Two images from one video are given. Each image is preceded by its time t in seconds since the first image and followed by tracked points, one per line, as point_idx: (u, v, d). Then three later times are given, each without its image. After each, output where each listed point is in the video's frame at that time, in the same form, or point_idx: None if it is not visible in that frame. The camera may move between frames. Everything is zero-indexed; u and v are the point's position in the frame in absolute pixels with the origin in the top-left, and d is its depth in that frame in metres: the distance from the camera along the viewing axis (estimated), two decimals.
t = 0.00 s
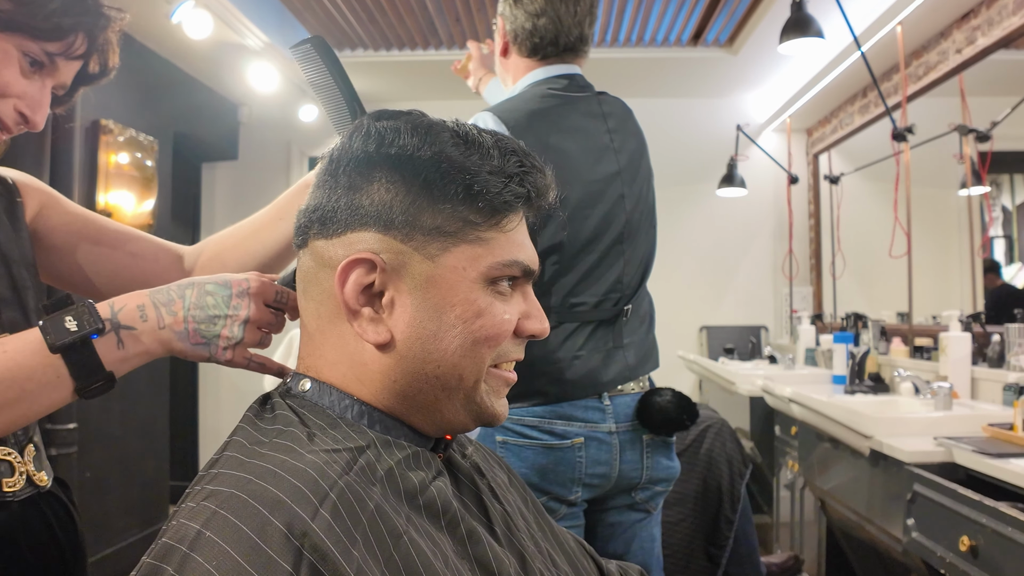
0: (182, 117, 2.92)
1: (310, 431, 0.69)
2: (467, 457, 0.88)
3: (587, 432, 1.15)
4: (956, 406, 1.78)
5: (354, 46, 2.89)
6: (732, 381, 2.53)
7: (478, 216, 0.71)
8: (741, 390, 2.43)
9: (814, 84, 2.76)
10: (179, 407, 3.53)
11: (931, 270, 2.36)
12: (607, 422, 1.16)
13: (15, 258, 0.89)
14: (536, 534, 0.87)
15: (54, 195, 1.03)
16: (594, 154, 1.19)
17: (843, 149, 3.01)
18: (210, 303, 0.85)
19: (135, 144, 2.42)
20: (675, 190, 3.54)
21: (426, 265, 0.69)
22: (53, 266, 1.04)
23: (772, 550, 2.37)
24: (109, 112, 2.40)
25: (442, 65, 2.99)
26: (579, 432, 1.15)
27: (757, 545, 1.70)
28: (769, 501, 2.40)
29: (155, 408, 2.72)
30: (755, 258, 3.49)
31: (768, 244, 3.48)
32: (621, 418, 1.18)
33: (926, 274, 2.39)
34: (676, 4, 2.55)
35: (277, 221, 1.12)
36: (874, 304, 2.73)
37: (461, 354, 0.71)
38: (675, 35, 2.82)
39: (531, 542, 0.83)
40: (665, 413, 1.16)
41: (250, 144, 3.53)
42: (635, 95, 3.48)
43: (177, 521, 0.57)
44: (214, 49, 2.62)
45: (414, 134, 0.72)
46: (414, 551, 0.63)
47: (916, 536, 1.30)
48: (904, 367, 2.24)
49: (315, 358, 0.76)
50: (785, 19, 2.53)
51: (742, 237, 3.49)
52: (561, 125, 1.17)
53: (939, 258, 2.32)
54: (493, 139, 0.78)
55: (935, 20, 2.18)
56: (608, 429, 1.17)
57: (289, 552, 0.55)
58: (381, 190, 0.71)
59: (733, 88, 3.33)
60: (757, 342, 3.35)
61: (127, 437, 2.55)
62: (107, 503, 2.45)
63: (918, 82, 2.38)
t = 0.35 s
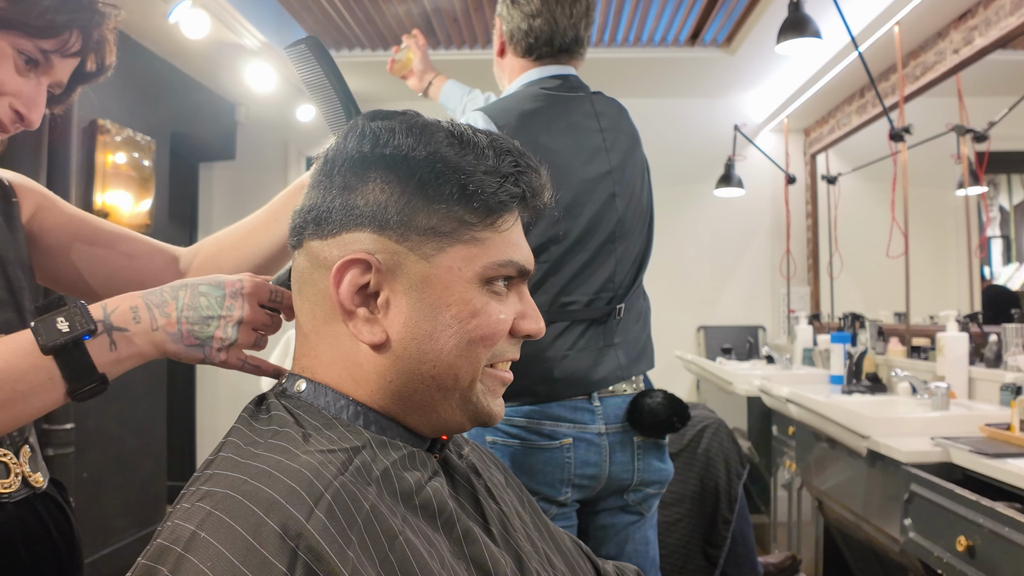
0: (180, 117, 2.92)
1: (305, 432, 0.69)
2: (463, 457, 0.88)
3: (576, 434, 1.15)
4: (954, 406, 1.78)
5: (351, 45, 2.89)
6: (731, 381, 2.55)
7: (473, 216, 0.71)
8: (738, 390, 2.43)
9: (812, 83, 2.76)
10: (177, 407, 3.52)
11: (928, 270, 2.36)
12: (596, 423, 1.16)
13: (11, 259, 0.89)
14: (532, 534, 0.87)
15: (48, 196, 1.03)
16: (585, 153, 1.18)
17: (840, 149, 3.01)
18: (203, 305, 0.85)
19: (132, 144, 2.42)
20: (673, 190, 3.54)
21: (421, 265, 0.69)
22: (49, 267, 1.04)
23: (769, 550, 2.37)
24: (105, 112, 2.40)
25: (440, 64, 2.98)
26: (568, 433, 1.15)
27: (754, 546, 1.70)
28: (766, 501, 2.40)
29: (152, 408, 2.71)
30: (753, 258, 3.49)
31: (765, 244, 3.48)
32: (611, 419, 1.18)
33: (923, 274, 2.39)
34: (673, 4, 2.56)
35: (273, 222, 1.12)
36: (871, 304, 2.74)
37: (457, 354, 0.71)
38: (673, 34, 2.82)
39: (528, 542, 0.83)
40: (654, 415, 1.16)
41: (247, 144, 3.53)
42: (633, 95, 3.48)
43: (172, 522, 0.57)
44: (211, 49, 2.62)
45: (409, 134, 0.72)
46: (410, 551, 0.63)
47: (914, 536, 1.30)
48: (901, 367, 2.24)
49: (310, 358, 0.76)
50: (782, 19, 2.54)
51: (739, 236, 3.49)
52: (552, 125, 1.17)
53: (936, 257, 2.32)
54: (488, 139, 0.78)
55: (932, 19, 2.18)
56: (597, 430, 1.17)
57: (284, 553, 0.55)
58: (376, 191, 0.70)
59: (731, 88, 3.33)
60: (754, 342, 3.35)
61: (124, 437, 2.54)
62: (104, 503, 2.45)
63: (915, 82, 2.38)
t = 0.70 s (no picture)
0: (179, 117, 2.92)
1: (306, 432, 0.69)
2: (464, 456, 0.88)
3: (558, 437, 1.15)
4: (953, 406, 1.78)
5: (349, 45, 2.88)
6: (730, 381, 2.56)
7: (474, 216, 0.71)
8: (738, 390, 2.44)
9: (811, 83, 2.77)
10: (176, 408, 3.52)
11: (927, 270, 2.36)
12: (580, 427, 1.16)
13: (11, 260, 0.89)
14: (534, 534, 0.87)
15: (48, 196, 1.03)
16: (573, 157, 1.18)
17: (839, 149, 3.01)
18: (205, 304, 0.85)
19: (130, 144, 2.42)
20: (672, 190, 3.54)
21: (423, 266, 0.69)
22: (49, 266, 1.04)
23: (768, 550, 2.37)
24: (104, 113, 2.40)
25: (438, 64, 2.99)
26: (550, 436, 1.15)
27: (753, 546, 1.71)
28: (766, 501, 2.40)
29: (151, 408, 2.71)
30: (751, 258, 3.49)
31: (763, 244, 3.49)
32: (597, 425, 1.17)
33: (921, 274, 2.39)
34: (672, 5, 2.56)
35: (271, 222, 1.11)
36: (870, 304, 2.74)
37: (458, 355, 0.71)
38: (672, 35, 2.83)
39: (529, 541, 0.83)
40: (637, 422, 1.15)
41: (246, 144, 3.53)
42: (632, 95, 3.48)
43: (174, 522, 0.57)
44: (210, 49, 2.62)
45: (410, 134, 0.72)
46: (412, 551, 0.63)
47: (913, 536, 1.30)
48: (900, 367, 2.24)
49: (310, 359, 0.76)
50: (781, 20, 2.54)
51: (738, 236, 3.50)
52: (543, 127, 1.17)
53: (934, 257, 2.32)
54: (489, 139, 0.78)
55: (931, 20, 2.19)
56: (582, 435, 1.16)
57: (286, 553, 0.55)
58: (377, 191, 0.71)
59: (729, 89, 3.33)
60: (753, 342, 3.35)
61: (123, 437, 2.54)
62: (103, 503, 2.44)
63: (914, 82, 2.39)
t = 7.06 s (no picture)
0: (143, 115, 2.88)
1: (255, 436, 0.68)
2: (419, 461, 0.88)
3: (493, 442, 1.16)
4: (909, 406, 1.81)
5: (315, 44, 2.87)
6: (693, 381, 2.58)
7: (436, 226, 0.71)
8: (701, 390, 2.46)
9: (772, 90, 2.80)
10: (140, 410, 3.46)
11: (886, 271, 2.40)
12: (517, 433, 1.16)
13: None
14: (488, 537, 0.87)
15: None
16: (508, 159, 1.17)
17: (802, 151, 3.05)
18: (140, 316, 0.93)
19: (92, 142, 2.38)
20: (642, 191, 3.55)
21: (380, 274, 0.69)
22: None
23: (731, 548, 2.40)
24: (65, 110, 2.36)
25: (406, 63, 2.99)
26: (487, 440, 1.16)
27: (716, 545, 1.74)
28: (730, 500, 2.43)
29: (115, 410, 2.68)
30: (716, 257, 3.53)
31: (728, 245, 3.53)
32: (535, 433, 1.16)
33: (880, 275, 2.43)
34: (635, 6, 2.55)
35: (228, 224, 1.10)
36: (831, 305, 2.78)
37: (412, 367, 0.71)
38: (637, 36, 2.82)
39: (482, 545, 0.84)
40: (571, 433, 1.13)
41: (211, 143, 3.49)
42: (604, 95, 3.48)
43: (115, 526, 0.56)
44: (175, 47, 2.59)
45: (376, 136, 0.72)
46: (359, 558, 0.63)
47: (872, 534, 1.32)
48: (861, 367, 2.28)
49: (262, 362, 0.76)
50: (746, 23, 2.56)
51: (703, 235, 3.54)
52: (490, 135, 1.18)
53: (896, 257, 2.35)
54: (458, 147, 0.77)
55: (894, 24, 2.22)
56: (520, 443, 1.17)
57: (228, 560, 0.54)
58: (338, 193, 0.70)
59: (696, 91, 3.37)
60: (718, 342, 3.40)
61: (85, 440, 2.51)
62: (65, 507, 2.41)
63: (876, 86, 2.43)
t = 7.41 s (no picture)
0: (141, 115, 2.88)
1: (252, 437, 0.68)
2: (417, 462, 0.88)
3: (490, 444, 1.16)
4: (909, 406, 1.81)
5: (315, 44, 2.87)
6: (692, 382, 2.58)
7: (432, 226, 0.71)
8: (701, 391, 2.46)
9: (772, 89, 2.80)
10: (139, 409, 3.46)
11: (886, 271, 2.40)
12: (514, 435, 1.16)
13: None
14: (486, 539, 0.87)
15: None
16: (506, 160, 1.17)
17: (802, 151, 3.05)
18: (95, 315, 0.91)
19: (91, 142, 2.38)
20: (642, 191, 3.55)
21: (376, 274, 0.69)
22: None
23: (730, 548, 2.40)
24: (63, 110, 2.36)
25: (405, 63, 2.99)
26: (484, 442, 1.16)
27: (715, 545, 1.74)
28: (728, 500, 2.43)
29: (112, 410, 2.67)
30: (715, 258, 3.54)
31: (728, 245, 3.53)
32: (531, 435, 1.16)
33: (880, 275, 2.43)
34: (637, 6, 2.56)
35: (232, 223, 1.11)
36: (831, 305, 2.78)
37: (409, 366, 0.71)
38: (637, 35, 2.82)
39: (481, 547, 0.83)
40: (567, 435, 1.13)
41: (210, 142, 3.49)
42: (601, 95, 3.47)
43: (112, 526, 0.56)
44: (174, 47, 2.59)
45: (371, 137, 0.72)
46: (355, 559, 0.63)
47: (872, 535, 1.33)
48: (860, 367, 2.28)
49: (259, 363, 0.76)
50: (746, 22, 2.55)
51: (703, 235, 3.54)
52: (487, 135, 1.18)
53: (895, 258, 2.36)
54: (454, 146, 0.77)
55: (893, 24, 2.22)
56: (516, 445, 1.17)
57: (223, 561, 0.54)
58: (333, 194, 0.70)
59: (696, 91, 3.37)
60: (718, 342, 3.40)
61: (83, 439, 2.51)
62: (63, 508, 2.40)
63: (875, 86, 2.43)
